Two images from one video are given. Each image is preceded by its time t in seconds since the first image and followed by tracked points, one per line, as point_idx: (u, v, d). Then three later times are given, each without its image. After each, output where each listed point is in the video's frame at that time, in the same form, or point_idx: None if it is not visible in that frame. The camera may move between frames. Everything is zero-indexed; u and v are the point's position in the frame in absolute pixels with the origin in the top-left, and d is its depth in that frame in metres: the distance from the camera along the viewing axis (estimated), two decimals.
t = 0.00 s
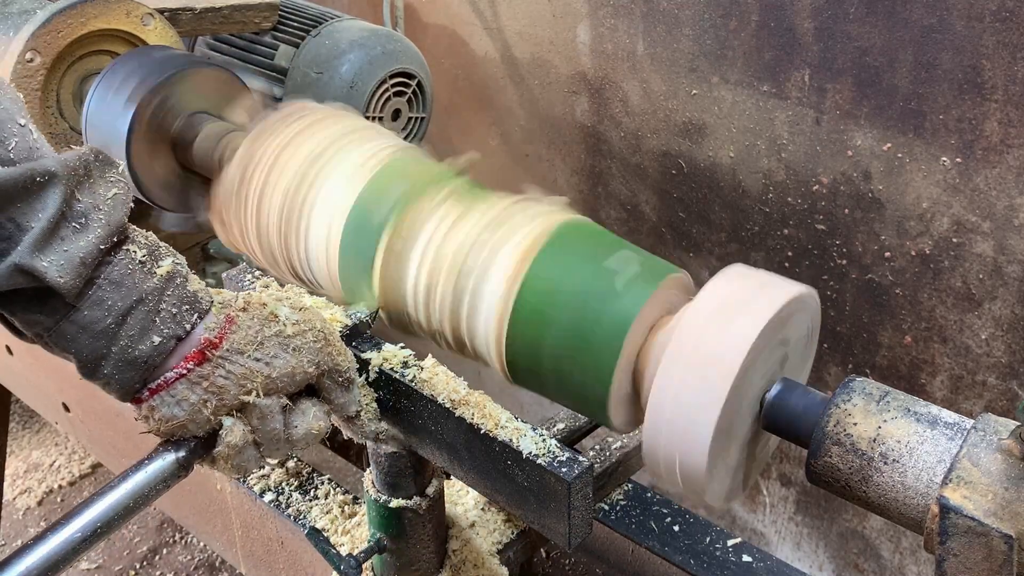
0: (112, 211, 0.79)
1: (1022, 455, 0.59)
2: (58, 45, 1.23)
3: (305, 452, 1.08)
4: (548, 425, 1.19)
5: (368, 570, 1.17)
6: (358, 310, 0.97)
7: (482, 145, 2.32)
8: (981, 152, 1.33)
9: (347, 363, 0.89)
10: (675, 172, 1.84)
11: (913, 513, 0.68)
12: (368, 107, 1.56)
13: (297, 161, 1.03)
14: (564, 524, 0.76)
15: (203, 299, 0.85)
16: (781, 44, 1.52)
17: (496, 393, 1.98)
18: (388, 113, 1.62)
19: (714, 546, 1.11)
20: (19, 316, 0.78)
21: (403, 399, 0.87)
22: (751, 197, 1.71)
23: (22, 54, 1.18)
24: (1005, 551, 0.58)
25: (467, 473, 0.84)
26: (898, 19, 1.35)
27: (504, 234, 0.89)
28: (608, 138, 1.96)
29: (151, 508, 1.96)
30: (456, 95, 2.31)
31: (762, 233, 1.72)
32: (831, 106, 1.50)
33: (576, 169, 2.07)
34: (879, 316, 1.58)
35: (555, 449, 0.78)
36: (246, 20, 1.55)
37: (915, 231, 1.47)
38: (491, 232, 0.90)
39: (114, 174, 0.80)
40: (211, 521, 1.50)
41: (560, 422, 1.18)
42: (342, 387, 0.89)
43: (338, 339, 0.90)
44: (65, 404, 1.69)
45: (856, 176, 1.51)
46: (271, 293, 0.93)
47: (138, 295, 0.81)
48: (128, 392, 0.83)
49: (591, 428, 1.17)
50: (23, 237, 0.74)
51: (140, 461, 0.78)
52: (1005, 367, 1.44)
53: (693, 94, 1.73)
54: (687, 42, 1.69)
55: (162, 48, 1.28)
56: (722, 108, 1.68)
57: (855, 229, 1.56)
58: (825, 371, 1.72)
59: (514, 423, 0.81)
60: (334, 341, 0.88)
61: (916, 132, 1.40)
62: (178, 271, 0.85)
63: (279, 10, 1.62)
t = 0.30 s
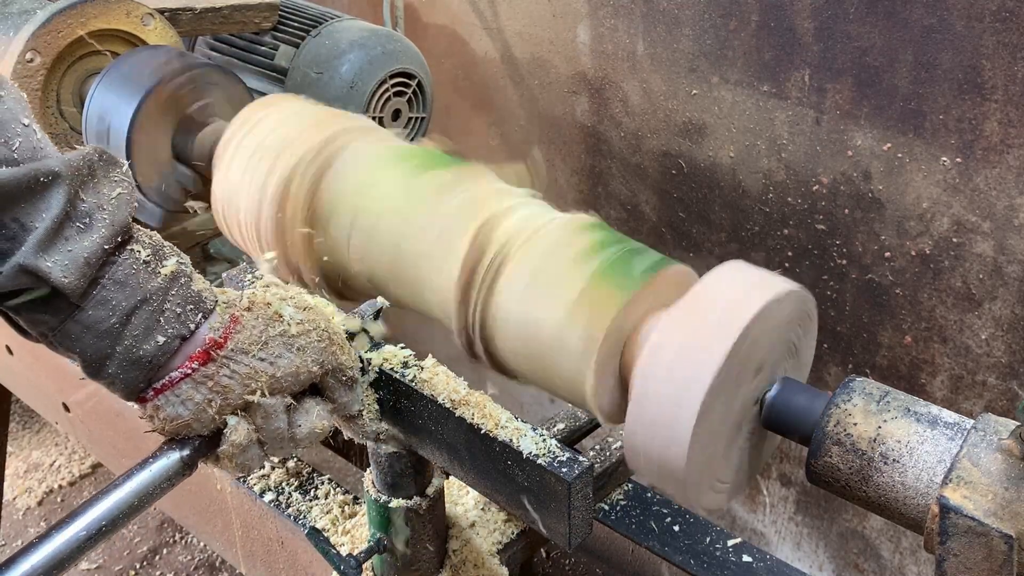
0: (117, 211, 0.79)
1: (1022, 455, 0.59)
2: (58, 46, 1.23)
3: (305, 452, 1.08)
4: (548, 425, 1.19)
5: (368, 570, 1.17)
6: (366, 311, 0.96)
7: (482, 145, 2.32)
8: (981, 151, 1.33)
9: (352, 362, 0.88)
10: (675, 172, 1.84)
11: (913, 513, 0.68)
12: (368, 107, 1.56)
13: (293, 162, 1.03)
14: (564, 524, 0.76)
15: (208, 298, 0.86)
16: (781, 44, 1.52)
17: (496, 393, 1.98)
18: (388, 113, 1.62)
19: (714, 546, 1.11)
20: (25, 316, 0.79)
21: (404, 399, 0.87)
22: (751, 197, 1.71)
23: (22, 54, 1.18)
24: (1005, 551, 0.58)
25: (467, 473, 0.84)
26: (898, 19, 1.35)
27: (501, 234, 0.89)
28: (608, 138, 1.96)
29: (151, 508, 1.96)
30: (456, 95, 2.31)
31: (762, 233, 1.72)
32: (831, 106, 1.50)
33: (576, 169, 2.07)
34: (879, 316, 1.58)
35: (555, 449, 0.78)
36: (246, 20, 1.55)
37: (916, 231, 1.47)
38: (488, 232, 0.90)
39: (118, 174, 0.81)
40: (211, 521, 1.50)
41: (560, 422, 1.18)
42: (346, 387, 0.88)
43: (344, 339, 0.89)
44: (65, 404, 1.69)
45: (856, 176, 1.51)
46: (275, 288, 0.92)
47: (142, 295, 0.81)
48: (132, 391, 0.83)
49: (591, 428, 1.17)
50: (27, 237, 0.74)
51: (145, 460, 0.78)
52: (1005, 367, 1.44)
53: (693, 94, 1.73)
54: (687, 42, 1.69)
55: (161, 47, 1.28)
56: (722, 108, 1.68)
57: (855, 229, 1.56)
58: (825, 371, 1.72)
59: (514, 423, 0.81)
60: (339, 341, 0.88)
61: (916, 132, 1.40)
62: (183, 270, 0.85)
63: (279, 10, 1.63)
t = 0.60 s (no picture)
0: (116, 211, 0.79)
1: (1022, 455, 0.59)
2: (58, 45, 1.23)
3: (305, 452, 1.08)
4: (548, 425, 1.19)
5: (368, 570, 1.17)
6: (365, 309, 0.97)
7: (482, 145, 2.32)
8: (981, 152, 1.33)
9: (352, 362, 0.88)
10: (675, 172, 1.84)
11: (913, 513, 0.68)
12: (368, 107, 1.56)
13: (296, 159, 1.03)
14: (564, 524, 0.76)
15: (208, 298, 0.86)
16: (781, 44, 1.52)
17: (496, 393, 1.98)
18: (388, 113, 1.62)
19: (714, 546, 1.11)
20: (24, 315, 0.79)
21: (404, 399, 0.87)
22: (751, 197, 1.71)
23: (22, 54, 1.18)
24: (1005, 551, 0.58)
25: (467, 473, 0.84)
26: (897, 19, 1.35)
27: (503, 233, 0.89)
28: (608, 138, 1.96)
29: (151, 508, 1.96)
30: (456, 95, 2.31)
31: (762, 233, 1.72)
32: (831, 106, 1.50)
33: (576, 169, 2.07)
34: (879, 316, 1.58)
35: (555, 449, 0.78)
36: (246, 20, 1.55)
37: (915, 231, 1.47)
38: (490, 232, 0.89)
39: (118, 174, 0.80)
40: (211, 521, 1.50)
41: (560, 422, 1.18)
42: (346, 387, 0.89)
43: (345, 339, 0.89)
44: (65, 404, 1.69)
45: (856, 176, 1.51)
46: (278, 290, 0.93)
47: (142, 295, 0.81)
48: (133, 391, 0.83)
49: (591, 428, 1.17)
50: (27, 237, 0.74)
51: (144, 458, 0.79)
52: (1005, 367, 1.44)
53: (693, 94, 1.73)
54: (687, 42, 1.69)
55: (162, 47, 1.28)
56: (722, 109, 1.68)
57: (855, 229, 1.56)
58: (825, 371, 1.72)
59: (513, 423, 0.81)
60: (340, 342, 0.88)
61: (916, 132, 1.40)
62: (183, 270, 0.85)
63: (279, 10, 1.62)
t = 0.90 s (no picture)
0: (120, 211, 0.79)
1: (1022, 455, 0.59)
2: (58, 45, 1.23)
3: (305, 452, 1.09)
4: (548, 425, 1.19)
5: (368, 570, 1.17)
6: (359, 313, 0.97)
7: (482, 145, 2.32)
8: (981, 151, 1.33)
9: (354, 363, 0.88)
10: (675, 171, 1.84)
11: (913, 513, 0.68)
12: (368, 107, 1.56)
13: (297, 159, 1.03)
14: (564, 524, 0.76)
15: (211, 299, 0.85)
16: (781, 44, 1.52)
17: (496, 393, 1.98)
18: (388, 113, 1.62)
19: (714, 546, 1.11)
20: (27, 314, 0.78)
21: (403, 399, 0.87)
22: (751, 197, 1.71)
23: (22, 54, 1.18)
24: (1005, 551, 0.58)
25: (467, 473, 0.84)
26: (898, 19, 1.35)
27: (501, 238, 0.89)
28: (608, 138, 1.96)
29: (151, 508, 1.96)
30: (456, 95, 2.31)
31: (762, 233, 1.72)
32: (831, 106, 1.50)
33: (576, 169, 2.07)
34: (879, 316, 1.58)
35: (555, 449, 0.78)
36: (246, 20, 1.55)
37: (915, 231, 1.47)
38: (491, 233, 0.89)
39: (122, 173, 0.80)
40: (211, 521, 1.50)
41: (560, 422, 1.18)
42: (348, 387, 0.89)
43: (348, 340, 0.89)
44: (65, 404, 1.69)
45: (856, 176, 1.51)
46: (282, 290, 0.94)
47: (145, 296, 0.81)
48: (135, 391, 0.83)
49: (591, 428, 1.17)
50: (30, 237, 0.74)
51: (146, 457, 0.79)
52: (1005, 367, 1.44)
53: (693, 94, 1.73)
54: (687, 42, 1.69)
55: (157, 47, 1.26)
56: (722, 108, 1.68)
57: (855, 229, 1.56)
58: (825, 371, 1.72)
59: (514, 423, 0.81)
60: (342, 342, 0.88)
61: (916, 132, 1.40)
62: (187, 271, 0.85)
63: (279, 10, 1.62)
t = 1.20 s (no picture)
0: (126, 211, 0.78)
1: (1022, 455, 0.59)
2: (58, 45, 1.23)
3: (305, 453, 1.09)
4: (547, 425, 1.19)
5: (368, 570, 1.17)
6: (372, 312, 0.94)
7: (482, 145, 2.32)
8: (981, 152, 1.33)
9: (359, 364, 0.89)
10: (675, 171, 1.84)
11: (913, 513, 0.68)
12: (368, 107, 1.56)
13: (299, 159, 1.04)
14: (564, 524, 0.76)
15: (216, 300, 0.85)
16: (781, 44, 1.52)
17: (496, 393, 1.98)
18: (388, 113, 1.62)
19: (714, 546, 1.11)
20: (31, 314, 0.78)
21: (403, 399, 0.87)
22: (751, 197, 1.71)
23: (22, 54, 1.18)
24: (1004, 551, 0.58)
25: (467, 473, 0.84)
26: (898, 19, 1.35)
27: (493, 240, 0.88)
28: (608, 138, 1.96)
29: (151, 508, 1.96)
30: (457, 95, 2.31)
31: (762, 233, 1.72)
32: (831, 106, 1.50)
33: (576, 169, 2.07)
34: (879, 316, 1.58)
35: (555, 449, 0.78)
36: (246, 20, 1.55)
37: (916, 231, 1.47)
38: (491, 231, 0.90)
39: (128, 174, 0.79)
40: (212, 521, 1.50)
41: (560, 422, 1.18)
42: (352, 388, 0.90)
43: (354, 340, 0.90)
44: (65, 404, 1.69)
45: (856, 176, 1.51)
46: (285, 290, 0.93)
47: (150, 297, 0.80)
48: (140, 391, 0.83)
49: (591, 428, 1.17)
50: (35, 237, 0.73)
51: (148, 457, 0.79)
52: (1005, 367, 1.44)
53: (693, 94, 1.73)
54: (687, 42, 1.69)
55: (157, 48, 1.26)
56: (722, 109, 1.68)
57: (855, 229, 1.56)
58: (825, 371, 1.72)
59: (514, 423, 0.81)
60: (348, 342, 0.89)
61: (917, 132, 1.40)
62: (192, 272, 0.84)
63: (279, 10, 1.62)
